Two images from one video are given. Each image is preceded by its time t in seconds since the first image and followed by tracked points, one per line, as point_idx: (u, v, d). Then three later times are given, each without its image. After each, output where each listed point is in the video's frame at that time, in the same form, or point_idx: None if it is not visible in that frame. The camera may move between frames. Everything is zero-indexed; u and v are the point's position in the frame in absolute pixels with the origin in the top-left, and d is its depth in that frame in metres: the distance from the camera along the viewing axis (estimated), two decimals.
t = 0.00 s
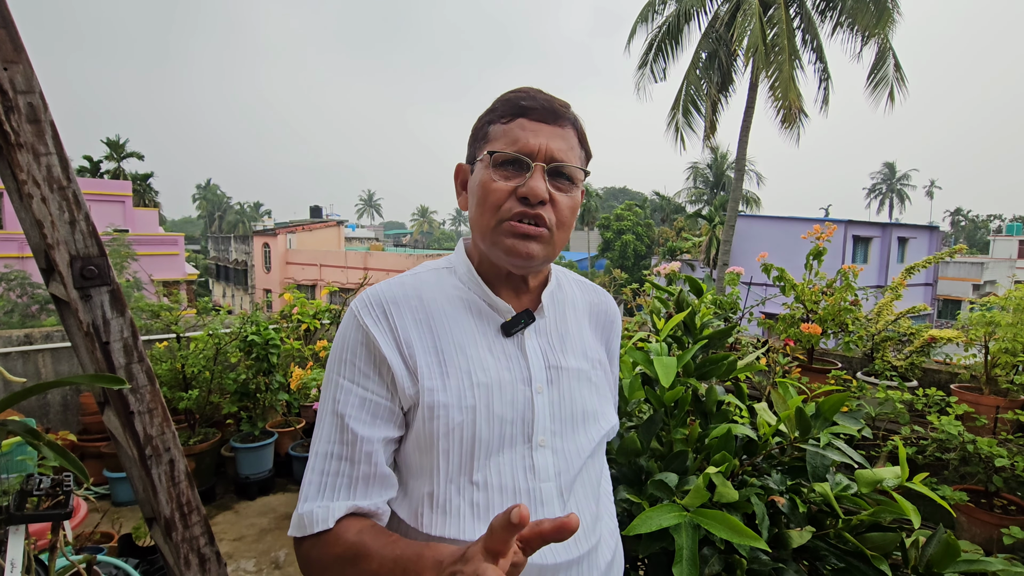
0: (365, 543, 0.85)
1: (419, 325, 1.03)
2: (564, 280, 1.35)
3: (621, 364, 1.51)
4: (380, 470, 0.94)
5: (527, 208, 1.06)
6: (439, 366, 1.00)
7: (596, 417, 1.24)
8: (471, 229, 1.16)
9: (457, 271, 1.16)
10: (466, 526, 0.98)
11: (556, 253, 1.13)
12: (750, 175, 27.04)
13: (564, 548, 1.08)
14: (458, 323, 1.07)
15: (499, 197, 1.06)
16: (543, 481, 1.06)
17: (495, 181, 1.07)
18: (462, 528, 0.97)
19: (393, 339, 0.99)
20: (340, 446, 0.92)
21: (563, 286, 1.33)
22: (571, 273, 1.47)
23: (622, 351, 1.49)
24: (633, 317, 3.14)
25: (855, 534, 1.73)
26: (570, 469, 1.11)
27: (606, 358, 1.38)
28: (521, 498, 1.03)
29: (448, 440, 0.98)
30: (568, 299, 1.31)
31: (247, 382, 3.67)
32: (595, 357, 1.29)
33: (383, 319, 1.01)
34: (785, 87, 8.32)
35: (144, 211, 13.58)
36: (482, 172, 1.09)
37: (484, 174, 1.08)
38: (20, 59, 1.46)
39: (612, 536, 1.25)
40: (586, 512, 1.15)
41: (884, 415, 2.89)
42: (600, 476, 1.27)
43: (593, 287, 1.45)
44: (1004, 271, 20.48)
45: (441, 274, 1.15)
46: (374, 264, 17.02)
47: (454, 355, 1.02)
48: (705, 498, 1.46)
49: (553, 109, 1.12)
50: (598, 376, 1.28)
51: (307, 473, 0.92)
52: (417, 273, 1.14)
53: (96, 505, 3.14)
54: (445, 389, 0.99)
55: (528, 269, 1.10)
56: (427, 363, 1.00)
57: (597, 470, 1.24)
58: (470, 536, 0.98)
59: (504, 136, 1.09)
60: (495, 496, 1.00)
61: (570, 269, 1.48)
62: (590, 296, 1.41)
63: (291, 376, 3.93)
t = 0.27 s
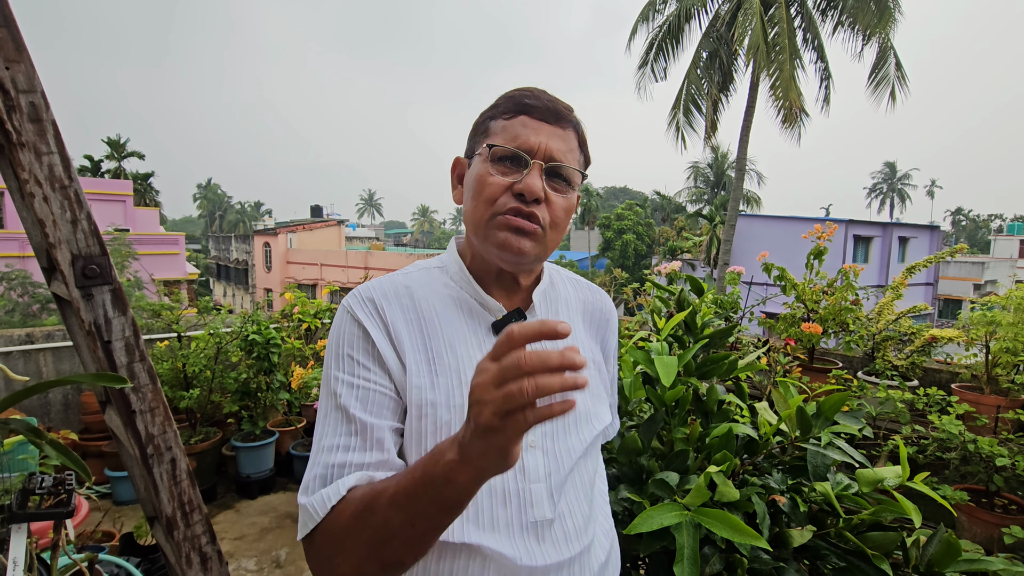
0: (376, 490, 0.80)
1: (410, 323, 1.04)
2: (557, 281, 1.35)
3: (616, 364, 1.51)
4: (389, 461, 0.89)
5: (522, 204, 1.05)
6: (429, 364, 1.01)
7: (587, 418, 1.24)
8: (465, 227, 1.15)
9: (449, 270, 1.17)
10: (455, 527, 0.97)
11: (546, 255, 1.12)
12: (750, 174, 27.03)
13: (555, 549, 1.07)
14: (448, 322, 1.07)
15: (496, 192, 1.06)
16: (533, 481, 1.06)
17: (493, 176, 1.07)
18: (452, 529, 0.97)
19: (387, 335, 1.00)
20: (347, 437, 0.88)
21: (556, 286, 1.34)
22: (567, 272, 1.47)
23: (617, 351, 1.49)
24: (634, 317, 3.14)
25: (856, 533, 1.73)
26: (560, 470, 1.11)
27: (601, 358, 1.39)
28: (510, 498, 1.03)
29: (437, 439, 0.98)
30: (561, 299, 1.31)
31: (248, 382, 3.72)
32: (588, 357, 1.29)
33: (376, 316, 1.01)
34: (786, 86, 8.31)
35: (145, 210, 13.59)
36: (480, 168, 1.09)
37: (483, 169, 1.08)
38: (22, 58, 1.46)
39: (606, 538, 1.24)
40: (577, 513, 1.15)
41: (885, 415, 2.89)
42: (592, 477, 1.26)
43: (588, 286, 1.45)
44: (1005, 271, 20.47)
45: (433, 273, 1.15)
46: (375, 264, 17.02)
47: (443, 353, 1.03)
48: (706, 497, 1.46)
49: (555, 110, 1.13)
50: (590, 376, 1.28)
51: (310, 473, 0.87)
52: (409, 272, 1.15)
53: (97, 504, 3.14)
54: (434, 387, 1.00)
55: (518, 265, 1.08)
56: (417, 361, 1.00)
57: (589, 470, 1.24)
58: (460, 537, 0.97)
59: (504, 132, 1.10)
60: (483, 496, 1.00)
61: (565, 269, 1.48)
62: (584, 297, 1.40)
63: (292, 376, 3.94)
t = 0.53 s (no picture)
0: (410, 515, 0.81)
1: (412, 323, 1.04)
2: (558, 280, 1.35)
3: (618, 363, 1.51)
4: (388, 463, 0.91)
5: (511, 196, 1.06)
6: (432, 364, 1.01)
7: (589, 418, 1.23)
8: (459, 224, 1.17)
9: (449, 270, 1.16)
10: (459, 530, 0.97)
11: (542, 244, 1.13)
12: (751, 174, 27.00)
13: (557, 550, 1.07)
14: (450, 322, 1.07)
15: (484, 188, 1.07)
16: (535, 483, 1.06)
17: (479, 172, 1.08)
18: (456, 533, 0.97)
19: (389, 336, 1.00)
20: (349, 439, 0.88)
21: (557, 286, 1.33)
22: (568, 271, 1.47)
23: (619, 350, 1.49)
24: (634, 316, 3.14)
25: (857, 532, 1.73)
26: (562, 471, 1.11)
27: (602, 357, 1.38)
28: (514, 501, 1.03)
29: (440, 439, 0.98)
30: (562, 298, 1.31)
31: (249, 381, 3.69)
32: (589, 357, 1.29)
33: (378, 317, 1.01)
34: (787, 85, 8.30)
35: (145, 209, 13.59)
36: (466, 164, 1.10)
37: (468, 166, 1.09)
38: (23, 57, 1.46)
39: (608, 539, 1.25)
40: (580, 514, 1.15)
41: (885, 414, 2.89)
42: (594, 477, 1.26)
43: (588, 286, 1.45)
44: (1006, 270, 20.44)
45: (433, 273, 1.15)
46: (375, 263, 17.02)
47: (446, 354, 1.03)
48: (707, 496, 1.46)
49: (532, 100, 1.12)
50: (592, 376, 1.28)
51: (308, 474, 0.87)
52: (409, 272, 1.15)
53: (99, 503, 3.15)
54: (437, 387, 0.99)
55: (515, 257, 1.10)
56: (419, 362, 1.00)
57: (591, 471, 1.24)
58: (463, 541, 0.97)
59: (485, 129, 1.10)
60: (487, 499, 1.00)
61: (565, 268, 1.48)
62: (585, 296, 1.40)
63: (292, 375, 3.94)
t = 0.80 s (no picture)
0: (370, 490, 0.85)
1: (412, 317, 1.04)
2: (558, 277, 1.35)
3: (619, 360, 1.51)
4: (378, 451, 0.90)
5: (505, 213, 1.06)
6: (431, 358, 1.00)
7: (590, 415, 1.23)
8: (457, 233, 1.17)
9: (449, 270, 1.17)
10: (458, 527, 0.97)
11: (539, 256, 1.13)
12: (752, 173, 26.98)
13: (559, 548, 1.07)
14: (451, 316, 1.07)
15: (479, 203, 1.06)
16: (535, 480, 1.06)
17: (475, 185, 1.07)
18: (455, 530, 0.97)
19: (387, 329, 1.00)
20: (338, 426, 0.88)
21: (557, 282, 1.33)
22: (569, 269, 1.47)
23: (619, 347, 1.49)
24: (635, 316, 3.14)
25: (858, 531, 1.73)
26: (564, 468, 1.11)
27: (604, 355, 1.38)
28: (514, 498, 1.03)
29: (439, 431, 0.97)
30: (562, 295, 1.31)
31: (251, 379, 3.72)
32: (590, 354, 1.29)
33: (376, 312, 1.02)
34: (788, 84, 8.30)
35: (146, 209, 13.60)
36: (461, 176, 1.09)
37: (464, 177, 1.08)
38: (24, 56, 1.46)
39: (610, 536, 1.24)
40: (581, 511, 1.14)
41: (887, 414, 2.89)
42: (595, 474, 1.26)
43: (588, 283, 1.45)
44: (1007, 270, 20.42)
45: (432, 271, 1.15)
46: (376, 263, 17.02)
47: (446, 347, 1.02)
48: (708, 495, 1.46)
49: (532, 103, 1.10)
50: (593, 374, 1.28)
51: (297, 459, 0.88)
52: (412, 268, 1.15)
53: (100, 502, 3.15)
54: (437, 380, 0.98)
55: (510, 272, 1.11)
56: (419, 355, 1.00)
57: (592, 468, 1.24)
58: (462, 537, 0.97)
59: (481, 135, 1.09)
60: (486, 496, 1.00)
61: (565, 266, 1.48)
62: (585, 293, 1.40)
63: (293, 374, 3.94)
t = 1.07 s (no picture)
0: (367, 512, 0.90)
1: (409, 325, 1.04)
2: (562, 277, 1.34)
3: (622, 359, 1.50)
4: (365, 465, 0.97)
5: (504, 212, 1.06)
6: (428, 367, 1.01)
7: (593, 416, 1.23)
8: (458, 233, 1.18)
9: (450, 269, 1.17)
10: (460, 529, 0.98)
11: (540, 254, 1.13)
12: (752, 172, 26.97)
13: (561, 549, 1.07)
14: (449, 321, 1.07)
15: (477, 203, 1.06)
16: (537, 482, 1.06)
17: (473, 186, 1.07)
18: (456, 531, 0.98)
19: (381, 339, 1.00)
20: (327, 444, 0.94)
21: (560, 282, 1.33)
22: (571, 267, 1.47)
23: (622, 346, 1.49)
24: (635, 315, 3.14)
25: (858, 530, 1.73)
26: (566, 469, 1.11)
27: (607, 354, 1.38)
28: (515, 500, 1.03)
29: (435, 440, 0.98)
30: (565, 295, 1.31)
31: (251, 378, 3.73)
32: (593, 354, 1.29)
33: (372, 321, 1.02)
34: (788, 84, 8.29)
35: (146, 208, 13.61)
36: (459, 177, 1.10)
37: (461, 179, 1.09)
38: (25, 55, 1.46)
39: (612, 536, 1.24)
40: (583, 512, 1.14)
41: (887, 413, 2.90)
42: (598, 474, 1.26)
43: (592, 282, 1.45)
44: (1007, 269, 20.42)
45: (433, 273, 1.15)
46: (376, 262, 17.03)
47: (443, 355, 1.03)
48: (708, 494, 1.46)
49: (527, 101, 1.09)
50: (595, 374, 1.27)
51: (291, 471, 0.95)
52: (412, 271, 1.15)
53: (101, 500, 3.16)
54: (433, 390, 0.99)
55: (512, 271, 1.11)
56: (415, 364, 1.00)
57: (594, 468, 1.24)
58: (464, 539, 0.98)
59: (476, 136, 1.09)
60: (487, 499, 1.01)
61: (567, 265, 1.48)
62: (588, 293, 1.40)
63: (294, 373, 3.94)
